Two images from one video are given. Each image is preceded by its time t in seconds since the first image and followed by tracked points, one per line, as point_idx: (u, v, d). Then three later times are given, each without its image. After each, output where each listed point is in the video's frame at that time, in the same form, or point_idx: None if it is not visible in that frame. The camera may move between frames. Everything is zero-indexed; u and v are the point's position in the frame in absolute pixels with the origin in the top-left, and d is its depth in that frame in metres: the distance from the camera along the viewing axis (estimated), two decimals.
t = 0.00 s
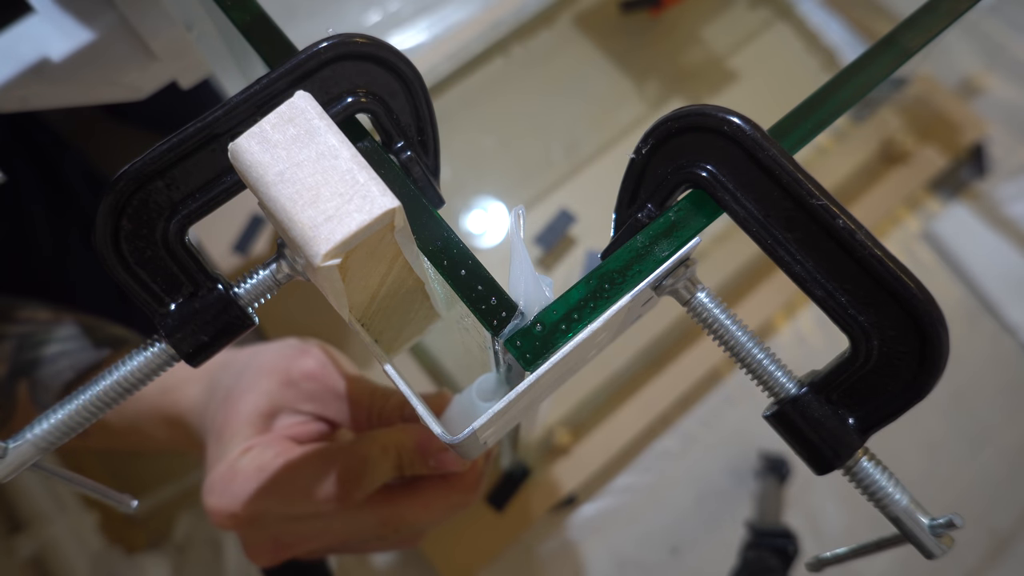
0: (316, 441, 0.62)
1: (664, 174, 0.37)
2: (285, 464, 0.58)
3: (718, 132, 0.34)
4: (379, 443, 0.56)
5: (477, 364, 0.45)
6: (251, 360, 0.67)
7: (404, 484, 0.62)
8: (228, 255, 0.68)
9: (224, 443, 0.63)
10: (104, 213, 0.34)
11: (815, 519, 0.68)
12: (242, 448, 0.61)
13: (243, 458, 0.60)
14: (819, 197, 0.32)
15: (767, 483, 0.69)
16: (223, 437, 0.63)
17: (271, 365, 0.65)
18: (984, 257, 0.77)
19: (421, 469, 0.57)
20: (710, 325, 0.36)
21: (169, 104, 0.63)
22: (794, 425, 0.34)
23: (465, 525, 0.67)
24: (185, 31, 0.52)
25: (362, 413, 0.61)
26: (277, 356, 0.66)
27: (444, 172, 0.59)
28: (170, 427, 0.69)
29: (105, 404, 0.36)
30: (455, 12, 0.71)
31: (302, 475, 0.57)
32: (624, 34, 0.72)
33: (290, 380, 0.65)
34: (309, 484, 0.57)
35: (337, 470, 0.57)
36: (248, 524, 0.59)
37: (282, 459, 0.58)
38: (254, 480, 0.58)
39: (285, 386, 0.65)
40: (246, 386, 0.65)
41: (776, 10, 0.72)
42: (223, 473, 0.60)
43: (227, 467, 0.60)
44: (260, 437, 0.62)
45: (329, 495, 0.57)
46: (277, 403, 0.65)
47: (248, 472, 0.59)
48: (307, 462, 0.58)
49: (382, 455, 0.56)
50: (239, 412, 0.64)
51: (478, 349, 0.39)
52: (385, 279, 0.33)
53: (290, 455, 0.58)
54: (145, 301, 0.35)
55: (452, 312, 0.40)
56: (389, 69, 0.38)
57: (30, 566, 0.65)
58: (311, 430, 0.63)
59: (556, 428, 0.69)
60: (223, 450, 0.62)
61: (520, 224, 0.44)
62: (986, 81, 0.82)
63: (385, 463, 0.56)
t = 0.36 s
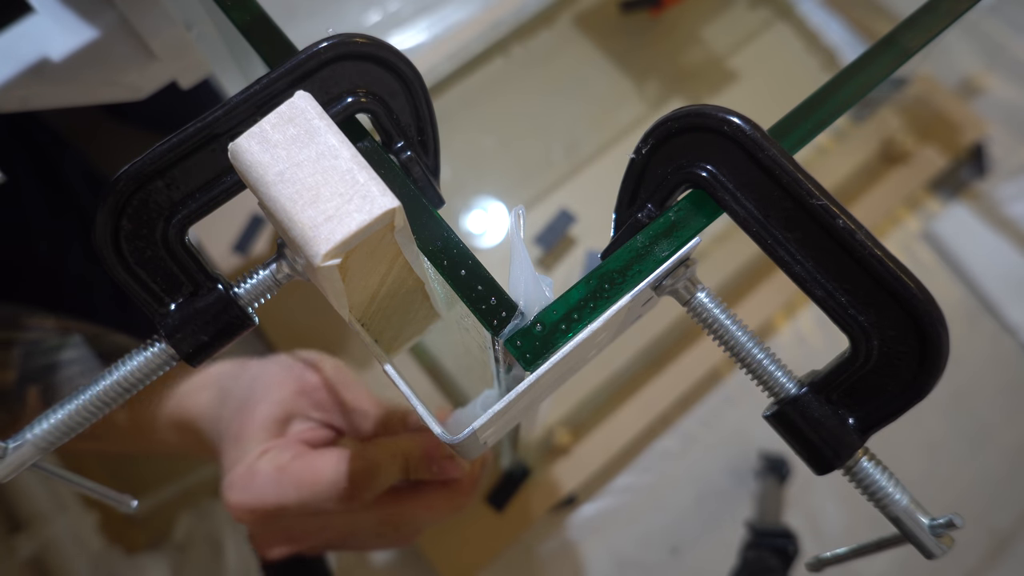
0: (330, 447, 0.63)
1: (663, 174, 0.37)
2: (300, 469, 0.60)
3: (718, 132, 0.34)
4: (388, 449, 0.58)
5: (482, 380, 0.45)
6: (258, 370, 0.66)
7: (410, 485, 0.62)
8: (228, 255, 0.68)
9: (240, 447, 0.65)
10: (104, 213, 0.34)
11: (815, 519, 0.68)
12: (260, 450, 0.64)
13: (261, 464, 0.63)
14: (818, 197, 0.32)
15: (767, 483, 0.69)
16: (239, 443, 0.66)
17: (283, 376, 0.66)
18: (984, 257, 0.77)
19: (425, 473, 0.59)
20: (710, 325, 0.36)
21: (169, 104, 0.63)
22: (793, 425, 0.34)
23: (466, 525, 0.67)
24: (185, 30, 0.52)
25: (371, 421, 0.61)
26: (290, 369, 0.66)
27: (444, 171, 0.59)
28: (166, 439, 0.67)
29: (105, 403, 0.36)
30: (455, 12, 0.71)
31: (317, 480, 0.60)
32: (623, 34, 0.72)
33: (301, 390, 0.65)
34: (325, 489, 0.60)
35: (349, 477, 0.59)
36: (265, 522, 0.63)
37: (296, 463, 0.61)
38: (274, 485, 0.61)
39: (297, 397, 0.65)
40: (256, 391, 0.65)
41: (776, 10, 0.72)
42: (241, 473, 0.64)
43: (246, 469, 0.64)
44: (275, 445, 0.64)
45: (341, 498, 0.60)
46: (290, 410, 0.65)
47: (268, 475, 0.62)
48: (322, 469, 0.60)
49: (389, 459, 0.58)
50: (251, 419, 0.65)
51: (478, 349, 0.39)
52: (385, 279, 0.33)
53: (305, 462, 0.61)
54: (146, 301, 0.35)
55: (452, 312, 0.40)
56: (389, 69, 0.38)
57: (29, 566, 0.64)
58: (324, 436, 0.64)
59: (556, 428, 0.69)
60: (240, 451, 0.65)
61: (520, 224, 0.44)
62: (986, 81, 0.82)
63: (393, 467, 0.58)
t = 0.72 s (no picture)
0: (355, 454, 0.63)
1: (663, 174, 0.37)
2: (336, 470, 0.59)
3: (718, 132, 0.34)
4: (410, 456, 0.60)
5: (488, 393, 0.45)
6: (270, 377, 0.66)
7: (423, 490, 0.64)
8: (228, 255, 0.68)
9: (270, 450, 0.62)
10: (104, 213, 0.34)
11: (815, 519, 0.68)
12: (295, 452, 0.61)
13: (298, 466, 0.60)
14: (819, 197, 0.32)
15: (767, 483, 0.69)
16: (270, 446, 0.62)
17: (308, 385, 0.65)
18: (984, 257, 0.77)
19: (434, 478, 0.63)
20: (710, 325, 0.36)
21: (168, 103, 0.63)
22: (793, 425, 0.34)
23: (466, 524, 0.67)
24: (186, 31, 0.52)
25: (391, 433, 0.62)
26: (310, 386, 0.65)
27: (444, 171, 0.59)
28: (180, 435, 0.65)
29: (105, 403, 0.36)
30: (455, 12, 0.71)
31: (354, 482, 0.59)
32: (623, 34, 0.72)
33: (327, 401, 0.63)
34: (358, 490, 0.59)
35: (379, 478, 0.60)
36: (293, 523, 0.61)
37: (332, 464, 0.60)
38: (314, 487, 0.59)
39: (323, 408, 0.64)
40: (281, 397, 0.64)
41: (777, 10, 0.72)
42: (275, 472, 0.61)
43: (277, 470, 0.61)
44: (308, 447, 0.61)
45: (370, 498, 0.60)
46: (316, 419, 0.63)
47: (303, 478, 0.59)
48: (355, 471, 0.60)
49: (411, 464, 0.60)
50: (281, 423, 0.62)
51: (478, 349, 0.39)
52: (385, 279, 0.33)
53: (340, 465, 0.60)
54: (146, 301, 0.35)
55: (452, 313, 0.40)
56: (389, 69, 0.38)
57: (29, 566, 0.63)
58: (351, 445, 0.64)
59: (556, 428, 0.69)
60: (272, 452, 0.62)
61: (520, 224, 0.44)
62: (985, 81, 0.82)
63: (411, 473, 0.61)
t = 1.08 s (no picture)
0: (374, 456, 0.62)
1: (664, 174, 0.37)
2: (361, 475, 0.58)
3: (718, 132, 0.34)
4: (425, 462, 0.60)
5: (489, 395, 0.45)
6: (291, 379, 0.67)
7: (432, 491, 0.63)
8: (228, 255, 0.68)
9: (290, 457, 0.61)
10: (103, 213, 0.34)
11: (815, 519, 0.68)
12: (319, 456, 0.60)
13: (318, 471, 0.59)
14: (819, 197, 0.32)
15: (767, 483, 0.69)
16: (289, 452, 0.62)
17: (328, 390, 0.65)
18: (984, 257, 0.77)
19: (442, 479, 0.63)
20: (710, 325, 0.36)
21: (167, 103, 0.63)
22: (794, 425, 0.34)
23: (466, 524, 0.67)
24: (186, 30, 0.52)
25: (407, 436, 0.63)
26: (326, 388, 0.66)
27: (444, 171, 0.59)
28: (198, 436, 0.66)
29: (105, 403, 0.36)
30: (456, 12, 0.71)
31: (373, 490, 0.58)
32: (623, 34, 0.72)
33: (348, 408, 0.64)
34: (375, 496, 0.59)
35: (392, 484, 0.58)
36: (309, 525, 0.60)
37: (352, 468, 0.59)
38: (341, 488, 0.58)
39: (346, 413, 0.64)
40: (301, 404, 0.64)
41: (777, 10, 0.72)
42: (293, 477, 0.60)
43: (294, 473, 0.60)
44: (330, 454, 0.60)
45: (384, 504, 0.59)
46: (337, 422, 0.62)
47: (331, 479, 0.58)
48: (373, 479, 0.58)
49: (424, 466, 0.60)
50: (305, 430, 0.62)
51: (478, 349, 0.39)
52: (385, 279, 0.33)
53: (358, 470, 0.58)
54: (146, 301, 0.35)
55: (452, 312, 0.40)
56: (389, 69, 0.38)
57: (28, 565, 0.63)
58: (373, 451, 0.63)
59: (556, 428, 0.69)
60: (294, 455, 0.61)
61: (520, 224, 0.44)
62: (985, 81, 0.82)
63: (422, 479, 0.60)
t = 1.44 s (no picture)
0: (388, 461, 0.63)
1: (664, 174, 0.37)
2: (376, 479, 0.60)
3: (718, 132, 0.34)
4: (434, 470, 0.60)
5: (488, 395, 0.45)
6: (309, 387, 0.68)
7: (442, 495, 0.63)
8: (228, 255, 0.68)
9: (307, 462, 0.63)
10: (103, 212, 0.34)
11: (815, 519, 0.68)
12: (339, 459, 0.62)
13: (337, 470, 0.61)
14: (819, 197, 0.32)
15: (767, 483, 0.69)
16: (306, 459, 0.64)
17: (344, 399, 0.65)
18: (984, 257, 0.77)
19: (450, 485, 0.63)
20: (710, 325, 0.36)
21: (167, 103, 0.63)
22: (793, 425, 0.34)
23: (465, 525, 0.67)
24: (186, 30, 0.52)
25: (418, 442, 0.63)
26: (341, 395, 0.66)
27: (444, 171, 0.59)
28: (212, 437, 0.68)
29: (105, 403, 0.36)
30: (456, 12, 0.71)
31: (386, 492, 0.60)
32: (623, 34, 0.72)
33: (363, 418, 0.64)
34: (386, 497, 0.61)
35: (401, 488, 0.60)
36: (326, 520, 0.64)
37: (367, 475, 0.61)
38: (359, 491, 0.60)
39: (364, 424, 0.64)
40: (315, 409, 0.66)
41: (776, 11, 0.72)
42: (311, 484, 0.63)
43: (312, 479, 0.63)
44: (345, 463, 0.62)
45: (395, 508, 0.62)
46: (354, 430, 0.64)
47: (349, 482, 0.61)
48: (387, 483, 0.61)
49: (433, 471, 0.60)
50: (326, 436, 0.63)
51: (478, 349, 0.39)
52: (385, 279, 0.33)
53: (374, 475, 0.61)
54: (146, 301, 0.35)
55: (452, 312, 0.40)
56: (389, 69, 0.38)
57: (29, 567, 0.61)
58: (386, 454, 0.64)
59: (556, 428, 0.69)
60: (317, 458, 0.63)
61: (520, 224, 0.44)
62: (985, 81, 0.82)
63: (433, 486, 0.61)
